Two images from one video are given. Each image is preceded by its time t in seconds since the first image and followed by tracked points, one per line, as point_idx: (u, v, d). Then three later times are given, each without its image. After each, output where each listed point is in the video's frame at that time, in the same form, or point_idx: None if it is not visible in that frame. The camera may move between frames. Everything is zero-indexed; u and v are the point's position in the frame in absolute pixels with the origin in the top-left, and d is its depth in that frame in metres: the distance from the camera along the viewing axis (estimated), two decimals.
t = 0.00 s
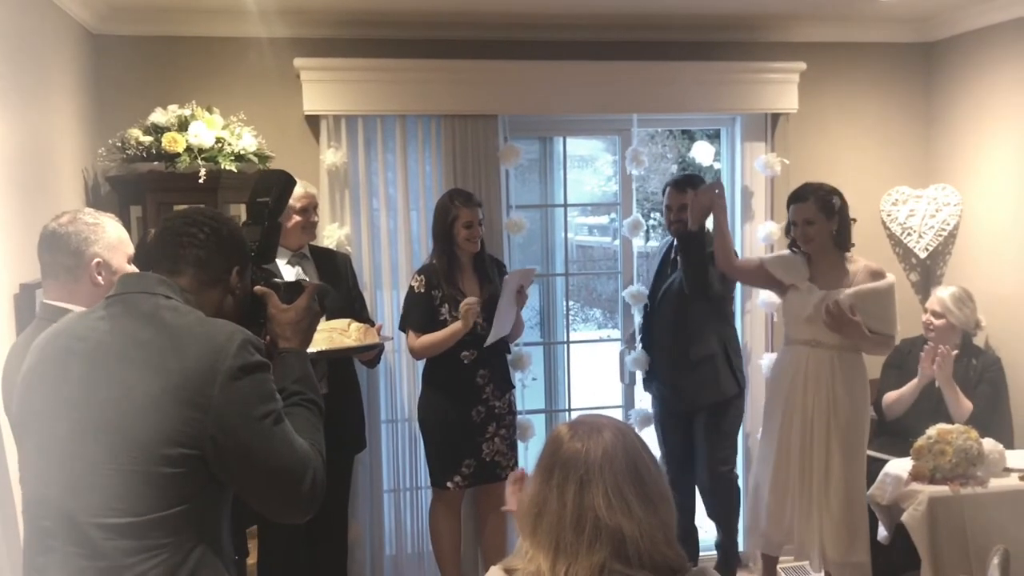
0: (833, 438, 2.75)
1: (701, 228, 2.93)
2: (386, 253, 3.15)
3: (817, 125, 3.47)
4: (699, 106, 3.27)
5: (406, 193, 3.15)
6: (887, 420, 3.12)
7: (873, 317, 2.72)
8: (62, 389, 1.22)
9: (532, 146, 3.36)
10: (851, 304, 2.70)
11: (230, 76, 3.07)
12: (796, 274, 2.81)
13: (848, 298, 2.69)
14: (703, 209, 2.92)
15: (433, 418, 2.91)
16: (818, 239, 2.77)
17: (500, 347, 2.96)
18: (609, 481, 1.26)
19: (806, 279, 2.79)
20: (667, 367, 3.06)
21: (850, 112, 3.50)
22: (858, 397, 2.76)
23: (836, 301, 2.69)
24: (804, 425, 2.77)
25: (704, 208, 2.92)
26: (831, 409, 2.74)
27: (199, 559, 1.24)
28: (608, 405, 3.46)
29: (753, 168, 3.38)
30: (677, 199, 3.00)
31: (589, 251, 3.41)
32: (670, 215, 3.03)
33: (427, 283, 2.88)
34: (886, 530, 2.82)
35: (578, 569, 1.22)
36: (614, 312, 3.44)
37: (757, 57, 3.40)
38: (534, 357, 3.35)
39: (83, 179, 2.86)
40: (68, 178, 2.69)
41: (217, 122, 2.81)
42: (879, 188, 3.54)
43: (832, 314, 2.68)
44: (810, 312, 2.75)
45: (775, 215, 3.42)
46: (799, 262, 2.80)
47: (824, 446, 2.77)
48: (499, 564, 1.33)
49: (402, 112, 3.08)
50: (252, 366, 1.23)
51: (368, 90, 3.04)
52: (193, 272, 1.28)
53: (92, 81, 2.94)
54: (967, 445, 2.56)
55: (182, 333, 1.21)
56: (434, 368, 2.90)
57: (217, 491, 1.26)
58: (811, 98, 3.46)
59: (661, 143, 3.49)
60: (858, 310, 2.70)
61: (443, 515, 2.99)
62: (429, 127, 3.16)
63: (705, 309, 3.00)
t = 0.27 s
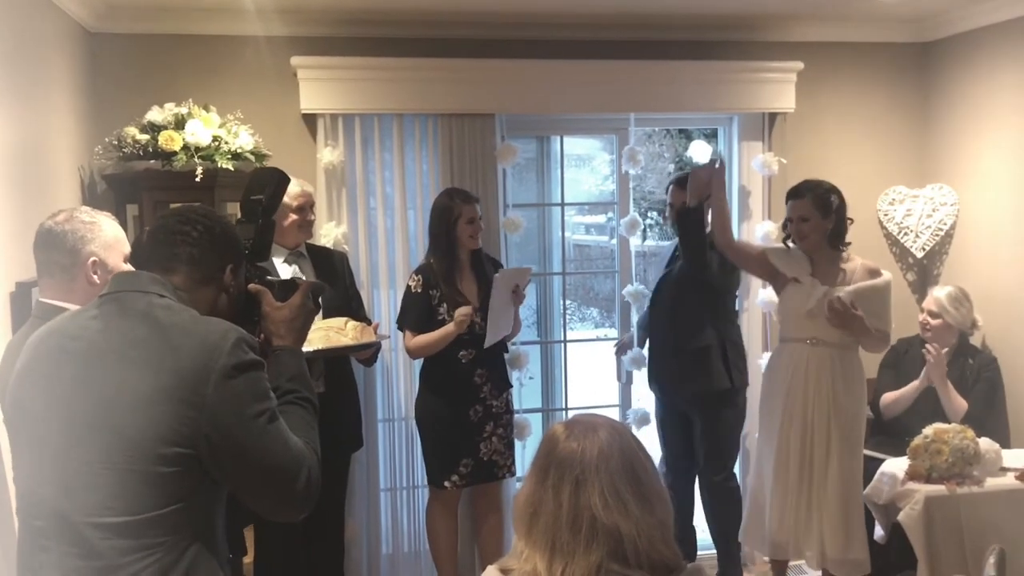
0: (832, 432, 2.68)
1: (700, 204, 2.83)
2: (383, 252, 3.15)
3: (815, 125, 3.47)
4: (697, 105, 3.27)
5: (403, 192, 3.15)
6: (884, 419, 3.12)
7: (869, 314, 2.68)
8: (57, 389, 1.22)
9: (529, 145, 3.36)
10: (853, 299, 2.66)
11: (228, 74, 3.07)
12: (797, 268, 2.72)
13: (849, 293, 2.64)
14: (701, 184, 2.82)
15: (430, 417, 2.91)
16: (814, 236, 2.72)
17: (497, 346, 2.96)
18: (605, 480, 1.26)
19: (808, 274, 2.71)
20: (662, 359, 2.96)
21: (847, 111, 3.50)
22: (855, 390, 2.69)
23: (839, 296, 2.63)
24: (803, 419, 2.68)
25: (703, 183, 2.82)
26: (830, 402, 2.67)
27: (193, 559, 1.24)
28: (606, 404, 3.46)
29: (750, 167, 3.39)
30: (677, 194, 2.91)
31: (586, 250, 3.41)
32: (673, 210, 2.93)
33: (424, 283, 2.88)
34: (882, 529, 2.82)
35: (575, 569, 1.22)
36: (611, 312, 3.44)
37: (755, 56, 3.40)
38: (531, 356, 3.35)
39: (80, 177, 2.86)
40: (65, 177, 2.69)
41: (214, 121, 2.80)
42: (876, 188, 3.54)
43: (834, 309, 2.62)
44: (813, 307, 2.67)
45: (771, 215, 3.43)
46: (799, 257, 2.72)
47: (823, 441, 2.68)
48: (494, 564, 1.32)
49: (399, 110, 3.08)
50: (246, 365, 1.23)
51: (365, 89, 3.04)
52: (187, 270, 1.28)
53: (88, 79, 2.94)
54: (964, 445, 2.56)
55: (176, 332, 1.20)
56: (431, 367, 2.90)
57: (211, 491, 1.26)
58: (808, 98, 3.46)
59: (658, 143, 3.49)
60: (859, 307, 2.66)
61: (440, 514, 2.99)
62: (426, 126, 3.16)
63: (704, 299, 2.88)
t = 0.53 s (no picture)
0: (831, 430, 2.69)
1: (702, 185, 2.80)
2: (382, 251, 3.15)
3: (813, 125, 3.48)
4: (695, 105, 3.27)
5: (402, 192, 3.15)
6: (882, 419, 3.13)
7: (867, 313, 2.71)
8: (55, 388, 1.23)
9: (528, 145, 3.37)
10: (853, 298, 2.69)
11: (227, 74, 3.07)
12: (797, 268, 2.69)
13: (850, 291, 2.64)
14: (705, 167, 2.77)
15: (429, 416, 2.91)
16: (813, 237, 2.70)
17: (496, 346, 2.96)
18: (604, 481, 1.26)
19: (811, 273, 2.68)
20: (661, 356, 2.95)
21: (846, 111, 3.51)
22: (853, 388, 2.70)
23: (841, 294, 2.63)
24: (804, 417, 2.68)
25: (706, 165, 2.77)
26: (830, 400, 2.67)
27: (190, 558, 1.24)
28: (604, 403, 3.46)
29: (748, 167, 3.39)
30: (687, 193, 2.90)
31: (584, 250, 3.42)
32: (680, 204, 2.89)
33: (423, 283, 2.88)
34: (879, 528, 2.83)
35: (574, 570, 1.22)
36: (609, 311, 3.45)
37: (754, 57, 3.40)
38: (530, 355, 3.36)
39: (79, 176, 2.86)
40: (64, 175, 2.69)
41: (213, 120, 2.81)
42: (875, 188, 3.55)
43: (837, 307, 2.62)
44: (816, 307, 2.65)
45: (770, 215, 3.44)
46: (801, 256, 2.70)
47: (823, 439, 2.69)
48: (492, 565, 1.33)
49: (399, 110, 3.09)
50: (244, 364, 1.23)
51: (364, 88, 3.05)
52: (185, 269, 1.28)
53: (88, 78, 2.94)
54: (961, 444, 2.57)
55: (173, 332, 1.21)
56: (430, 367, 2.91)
57: (209, 490, 1.27)
58: (807, 99, 3.47)
59: (657, 143, 3.50)
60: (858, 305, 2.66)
61: (439, 513, 3.00)
62: (425, 126, 3.16)
63: (706, 296, 2.86)
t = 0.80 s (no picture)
0: (831, 425, 2.63)
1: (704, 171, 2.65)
2: (380, 250, 3.16)
3: (811, 125, 3.49)
4: (693, 105, 3.28)
5: (400, 191, 3.16)
6: (878, 418, 3.14)
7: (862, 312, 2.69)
8: (52, 387, 1.23)
9: (526, 144, 3.37)
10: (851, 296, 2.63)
11: (225, 73, 3.08)
12: (798, 266, 2.62)
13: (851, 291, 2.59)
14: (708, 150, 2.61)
15: (426, 415, 2.91)
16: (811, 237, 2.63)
17: (495, 345, 2.97)
18: (604, 481, 1.27)
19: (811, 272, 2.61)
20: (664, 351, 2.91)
21: (844, 112, 3.51)
22: (848, 381, 2.65)
23: (842, 293, 2.59)
24: (800, 413, 2.62)
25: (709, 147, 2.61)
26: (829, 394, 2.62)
27: (189, 557, 1.25)
28: (601, 403, 3.47)
29: (746, 167, 3.40)
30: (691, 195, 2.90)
31: (582, 249, 3.42)
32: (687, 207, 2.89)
33: (422, 283, 2.88)
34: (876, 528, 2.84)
35: (574, 570, 1.23)
36: (607, 311, 3.46)
37: (752, 57, 3.41)
38: (528, 354, 3.37)
39: (78, 175, 2.87)
40: (63, 174, 2.70)
41: (212, 119, 2.81)
42: (872, 189, 3.56)
43: (839, 305, 2.58)
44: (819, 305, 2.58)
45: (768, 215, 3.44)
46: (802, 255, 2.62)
47: (822, 434, 2.63)
48: (491, 564, 1.33)
49: (397, 110, 3.09)
50: (241, 362, 1.24)
51: (363, 87, 3.05)
52: (181, 268, 1.29)
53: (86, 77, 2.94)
54: (957, 444, 2.58)
55: (170, 332, 1.22)
56: (428, 366, 2.91)
57: (206, 488, 1.27)
58: (804, 99, 3.47)
59: (655, 143, 3.50)
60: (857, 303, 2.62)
61: (437, 512, 3.00)
62: (423, 125, 3.17)
63: (704, 288, 2.81)
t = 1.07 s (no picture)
0: (829, 424, 2.62)
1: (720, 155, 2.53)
2: (379, 250, 3.15)
3: (810, 125, 3.48)
4: (692, 105, 3.28)
5: (399, 191, 3.16)
6: (876, 419, 3.14)
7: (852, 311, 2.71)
8: (48, 386, 1.23)
9: (525, 144, 3.37)
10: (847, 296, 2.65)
11: (224, 72, 3.08)
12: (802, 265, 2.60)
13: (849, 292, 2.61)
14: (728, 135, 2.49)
15: (424, 415, 2.91)
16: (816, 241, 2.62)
17: (493, 345, 2.96)
18: (600, 483, 1.27)
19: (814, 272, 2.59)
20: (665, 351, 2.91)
21: (843, 112, 3.51)
22: (842, 379, 2.63)
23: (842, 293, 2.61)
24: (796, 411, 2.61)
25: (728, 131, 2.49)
26: (829, 395, 2.61)
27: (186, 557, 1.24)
28: (600, 403, 3.47)
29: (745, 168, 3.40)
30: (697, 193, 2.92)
31: (580, 249, 3.42)
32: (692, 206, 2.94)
33: (421, 283, 2.88)
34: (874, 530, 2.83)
35: (570, 572, 1.23)
36: (605, 311, 3.46)
37: (751, 57, 3.41)
38: (526, 354, 3.37)
39: (76, 174, 2.86)
40: (61, 173, 2.69)
41: (210, 118, 2.81)
42: (871, 189, 3.56)
43: (840, 304, 2.60)
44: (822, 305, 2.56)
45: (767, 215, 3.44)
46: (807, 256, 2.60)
47: (820, 433, 2.62)
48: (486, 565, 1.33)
49: (396, 109, 3.09)
50: (238, 361, 1.24)
51: (362, 87, 3.05)
52: (178, 267, 1.28)
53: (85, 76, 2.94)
54: (955, 445, 2.58)
55: (167, 332, 1.21)
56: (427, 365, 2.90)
57: (203, 488, 1.26)
58: (803, 99, 3.47)
59: (653, 143, 3.49)
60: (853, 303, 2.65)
61: (435, 513, 3.00)
62: (422, 125, 3.17)
63: (705, 288, 2.81)
